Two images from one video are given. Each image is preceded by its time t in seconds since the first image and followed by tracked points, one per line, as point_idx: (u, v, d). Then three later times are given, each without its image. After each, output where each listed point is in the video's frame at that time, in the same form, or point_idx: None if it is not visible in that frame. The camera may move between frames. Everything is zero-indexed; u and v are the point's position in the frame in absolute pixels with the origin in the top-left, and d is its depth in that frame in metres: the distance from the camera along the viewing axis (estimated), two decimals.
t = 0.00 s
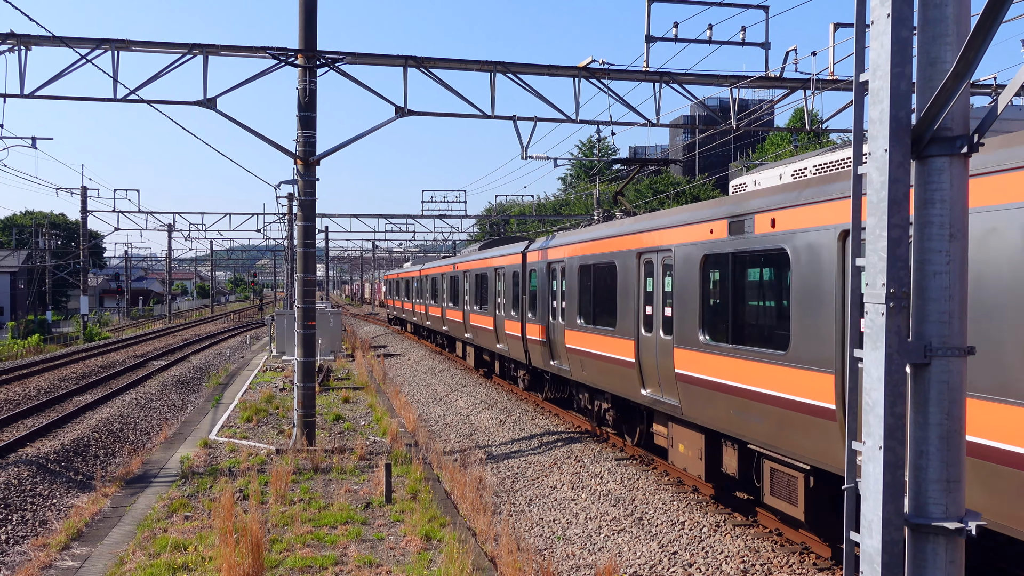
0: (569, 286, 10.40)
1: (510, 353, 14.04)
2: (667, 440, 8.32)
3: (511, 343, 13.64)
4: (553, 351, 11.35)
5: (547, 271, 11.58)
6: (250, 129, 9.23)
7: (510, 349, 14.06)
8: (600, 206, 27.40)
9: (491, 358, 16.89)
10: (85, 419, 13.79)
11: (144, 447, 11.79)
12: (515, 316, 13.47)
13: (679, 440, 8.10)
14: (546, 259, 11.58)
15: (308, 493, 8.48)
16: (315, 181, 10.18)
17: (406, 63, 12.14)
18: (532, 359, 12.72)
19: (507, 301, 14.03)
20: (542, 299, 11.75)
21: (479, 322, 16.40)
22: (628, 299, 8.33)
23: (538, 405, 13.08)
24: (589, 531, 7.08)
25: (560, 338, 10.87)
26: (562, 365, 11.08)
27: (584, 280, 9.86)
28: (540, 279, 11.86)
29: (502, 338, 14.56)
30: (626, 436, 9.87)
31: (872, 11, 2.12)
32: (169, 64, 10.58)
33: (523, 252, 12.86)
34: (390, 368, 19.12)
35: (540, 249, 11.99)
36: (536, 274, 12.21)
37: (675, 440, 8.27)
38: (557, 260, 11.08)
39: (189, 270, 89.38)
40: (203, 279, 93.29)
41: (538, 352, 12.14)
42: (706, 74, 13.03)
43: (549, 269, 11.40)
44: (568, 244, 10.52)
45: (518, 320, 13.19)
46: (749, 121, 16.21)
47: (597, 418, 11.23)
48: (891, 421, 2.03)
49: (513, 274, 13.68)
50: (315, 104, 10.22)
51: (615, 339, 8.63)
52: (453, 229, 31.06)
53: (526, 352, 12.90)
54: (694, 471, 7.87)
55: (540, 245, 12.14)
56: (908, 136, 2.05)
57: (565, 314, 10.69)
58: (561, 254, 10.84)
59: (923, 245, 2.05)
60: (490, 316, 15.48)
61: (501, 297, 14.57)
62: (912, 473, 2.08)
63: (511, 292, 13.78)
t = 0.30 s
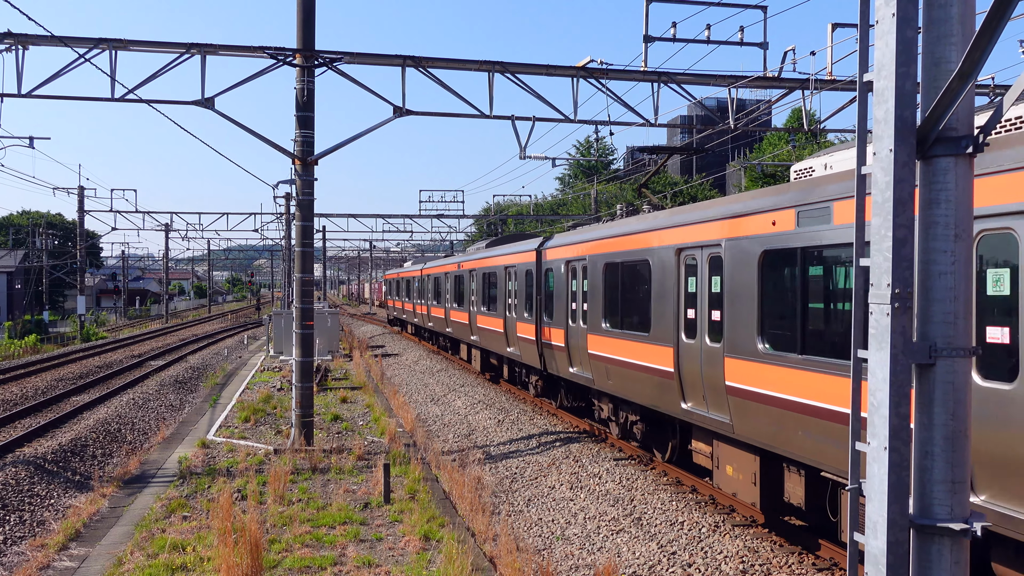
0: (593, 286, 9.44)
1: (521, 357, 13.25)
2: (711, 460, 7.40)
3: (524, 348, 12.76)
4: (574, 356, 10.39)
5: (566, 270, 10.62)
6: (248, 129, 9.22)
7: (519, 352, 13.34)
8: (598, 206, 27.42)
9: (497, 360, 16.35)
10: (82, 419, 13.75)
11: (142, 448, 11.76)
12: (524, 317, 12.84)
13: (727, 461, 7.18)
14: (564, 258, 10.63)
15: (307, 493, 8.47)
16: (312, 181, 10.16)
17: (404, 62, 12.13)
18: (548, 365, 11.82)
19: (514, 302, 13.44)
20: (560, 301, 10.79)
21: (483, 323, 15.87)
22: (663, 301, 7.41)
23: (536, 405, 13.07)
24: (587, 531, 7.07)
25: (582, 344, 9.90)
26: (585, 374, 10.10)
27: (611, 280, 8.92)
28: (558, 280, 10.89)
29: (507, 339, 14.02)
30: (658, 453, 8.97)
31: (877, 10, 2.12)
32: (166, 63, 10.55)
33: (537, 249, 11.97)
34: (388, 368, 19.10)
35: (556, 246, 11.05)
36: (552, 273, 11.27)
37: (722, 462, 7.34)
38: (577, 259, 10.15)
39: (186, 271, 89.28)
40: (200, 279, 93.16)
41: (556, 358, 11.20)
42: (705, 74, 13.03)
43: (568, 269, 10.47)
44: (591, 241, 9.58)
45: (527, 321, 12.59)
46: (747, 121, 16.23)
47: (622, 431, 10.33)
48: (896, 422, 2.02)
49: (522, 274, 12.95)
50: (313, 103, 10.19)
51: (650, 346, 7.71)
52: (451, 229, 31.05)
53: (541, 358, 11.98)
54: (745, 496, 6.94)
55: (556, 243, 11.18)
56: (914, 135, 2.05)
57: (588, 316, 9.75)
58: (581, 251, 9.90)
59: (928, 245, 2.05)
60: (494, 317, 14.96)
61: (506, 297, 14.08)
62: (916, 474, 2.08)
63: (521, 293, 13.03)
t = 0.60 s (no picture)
0: (622, 284, 8.40)
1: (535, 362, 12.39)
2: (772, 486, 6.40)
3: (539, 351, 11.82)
4: (598, 362, 9.34)
5: (590, 267, 9.58)
6: (248, 128, 9.19)
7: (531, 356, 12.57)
8: (597, 205, 27.40)
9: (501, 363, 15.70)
10: (80, 419, 13.69)
11: (140, 447, 11.71)
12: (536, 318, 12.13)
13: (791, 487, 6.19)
14: (588, 254, 9.59)
15: (306, 492, 8.43)
16: (312, 180, 10.13)
17: (403, 61, 12.11)
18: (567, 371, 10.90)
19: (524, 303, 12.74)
20: (582, 301, 9.74)
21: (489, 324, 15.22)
22: (713, 302, 6.43)
23: (535, 404, 13.04)
24: (589, 530, 7.05)
25: (610, 348, 8.81)
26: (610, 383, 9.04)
27: (644, 277, 7.88)
28: (580, 279, 9.83)
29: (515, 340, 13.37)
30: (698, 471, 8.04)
31: (890, 3, 2.09)
32: (166, 62, 10.52)
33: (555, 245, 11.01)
34: (386, 367, 19.07)
35: (578, 241, 10.01)
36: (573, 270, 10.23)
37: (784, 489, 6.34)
38: (603, 255, 9.11)
39: (184, 271, 89.18)
40: (198, 278, 93.05)
41: (577, 364, 10.16)
42: (705, 73, 13.03)
43: (593, 266, 9.43)
44: (619, 234, 8.56)
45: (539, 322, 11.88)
46: (746, 121, 16.23)
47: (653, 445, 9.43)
48: (910, 420, 1.99)
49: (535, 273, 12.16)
50: (312, 102, 10.15)
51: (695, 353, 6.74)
52: (450, 228, 30.99)
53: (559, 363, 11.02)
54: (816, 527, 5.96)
55: (578, 238, 10.15)
56: (928, 129, 2.02)
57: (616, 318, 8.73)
58: (608, 246, 8.88)
59: (943, 240, 2.02)
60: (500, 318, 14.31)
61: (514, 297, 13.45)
62: (931, 473, 2.05)
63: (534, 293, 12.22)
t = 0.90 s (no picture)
0: (661, 282, 7.28)
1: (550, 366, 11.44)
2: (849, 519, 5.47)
3: (557, 355, 10.78)
4: (630, 370, 8.28)
5: (621, 263, 8.42)
6: (245, 125, 9.10)
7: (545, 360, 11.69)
8: (597, 203, 27.35)
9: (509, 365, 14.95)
10: (78, 418, 13.61)
11: (138, 446, 11.62)
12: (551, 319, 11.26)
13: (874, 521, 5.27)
14: (618, 250, 8.45)
15: (305, 492, 8.36)
16: (311, 178, 10.06)
17: (403, 58, 12.03)
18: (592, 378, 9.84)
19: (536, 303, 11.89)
20: (612, 302, 8.59)
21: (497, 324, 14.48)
22: (780, 303, 5.43)
23: (535, 403, 12.96)
24: (589, 530, 6.97)
25: (648, 355, 7.69)
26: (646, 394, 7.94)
27: (690, 275, 6.77)
28: (609, 277, 8.68)
29: (526, 343, 12.57)
30: (748, 494, 7.14)
31: None
32: (164, 58, 10.44)
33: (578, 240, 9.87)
34: (386, 366, 19.00)
35: (605, 235, 8.87)
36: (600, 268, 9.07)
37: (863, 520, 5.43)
38: (635, 250, 7.97)
39: (184, 270, 89.13)
40: (197, 277, 92.98)
41: (605, 371, 9.05)
42: (706, 71, 12.95)
43: (624, 262, 8.29)
44: (657, 226, 7.44)
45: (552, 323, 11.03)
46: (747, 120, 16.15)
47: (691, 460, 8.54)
48: (927, 416, 1.92)
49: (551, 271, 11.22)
50: (311, 99, 10.07)
51: (756, 362, 5.75)
52: (450, 226, 30.88)
53: (583, 371, 9.92)
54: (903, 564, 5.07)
55: (604, 231, 9.01)
56: (946, 116, 1.95)
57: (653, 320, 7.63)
58: (643, 240, 7.75)
59: (960, 231, 1.95)
60: (510, 317, 13.54)
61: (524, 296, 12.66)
62: (948, 471, 1.98)
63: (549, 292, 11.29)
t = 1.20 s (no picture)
0: (711, 279, 6.23)
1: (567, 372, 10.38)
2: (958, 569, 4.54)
3: (577, 360, 9.69)
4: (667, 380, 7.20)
5: (658, 258, 7.31)
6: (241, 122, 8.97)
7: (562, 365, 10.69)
8: (596, 201, 27.25)
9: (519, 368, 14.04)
10: (75, 418, 13.50)
11: (135, 446, 11.51)
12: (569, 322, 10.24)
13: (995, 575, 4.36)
14: (655, 244, 7.35)
15: (302, 493, 8.26)
16: (309, 176, 9.95)
17: (401, 55, 11.91)
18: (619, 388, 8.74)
19: (550, 303, 10.90)
20: (646, 302, 7.50)
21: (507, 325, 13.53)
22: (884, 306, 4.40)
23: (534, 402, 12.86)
24: (589, 532, 6.86)
25: (692, 364, 6.62)
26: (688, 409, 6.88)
27: (748, 273, 5.76)
28: (643, 273, 7.58)
29: (538, 346, 11.60)
30: (811, 525, 6.15)
31: None
32: (159, 55, 10.33)
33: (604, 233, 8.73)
34: (385, 365, 18.92)
35: (637, 226, 7.77)
36: (632, 263, 7.94)
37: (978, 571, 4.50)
38: (676, 243, 6.90)
39: (184, 268, 89.18)
40: (197, 276, 92.94)
41: (635, 379, 7.96)
42: (707, 67, 12.83)
43: (661, 257, 7.21)
44: (706, 214, 6.37)
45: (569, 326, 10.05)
46: (748, 117, 16.04)
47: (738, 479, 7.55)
48: (942, 422, 1.82)
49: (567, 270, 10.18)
50: (308, 96, 9.96)
51: (840, 376, 4.76)
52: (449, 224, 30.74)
53: (608, 379, 8.81)
54: None
55: (635, 222, 7.94)
56: (962, 104, 1.84)
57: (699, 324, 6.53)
58: (687, 231, 6.67)
59: (976, 227, 1.85)
60: (521, 319, 12.58)
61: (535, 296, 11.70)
62: (963, 481, 1.88)
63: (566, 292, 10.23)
